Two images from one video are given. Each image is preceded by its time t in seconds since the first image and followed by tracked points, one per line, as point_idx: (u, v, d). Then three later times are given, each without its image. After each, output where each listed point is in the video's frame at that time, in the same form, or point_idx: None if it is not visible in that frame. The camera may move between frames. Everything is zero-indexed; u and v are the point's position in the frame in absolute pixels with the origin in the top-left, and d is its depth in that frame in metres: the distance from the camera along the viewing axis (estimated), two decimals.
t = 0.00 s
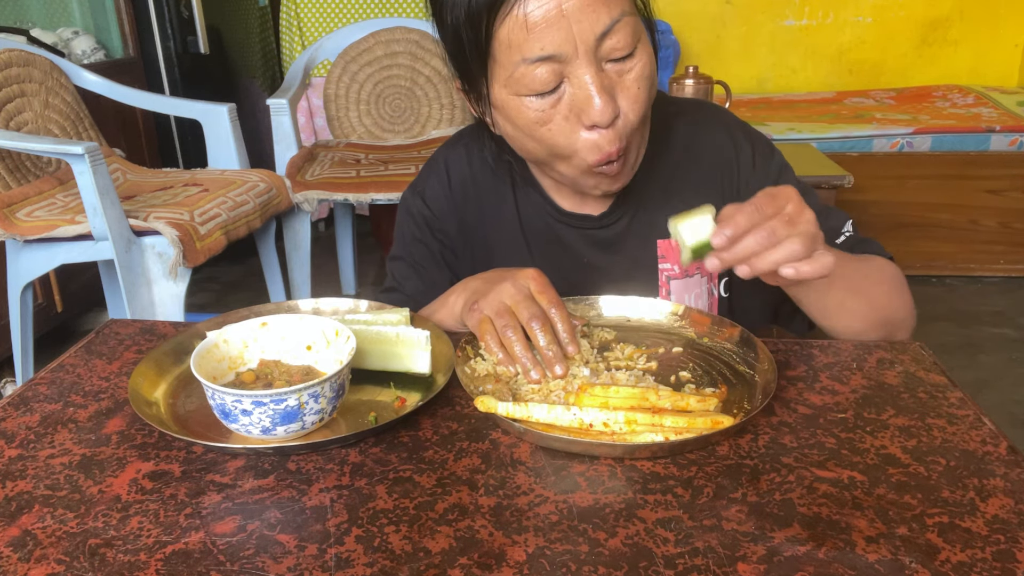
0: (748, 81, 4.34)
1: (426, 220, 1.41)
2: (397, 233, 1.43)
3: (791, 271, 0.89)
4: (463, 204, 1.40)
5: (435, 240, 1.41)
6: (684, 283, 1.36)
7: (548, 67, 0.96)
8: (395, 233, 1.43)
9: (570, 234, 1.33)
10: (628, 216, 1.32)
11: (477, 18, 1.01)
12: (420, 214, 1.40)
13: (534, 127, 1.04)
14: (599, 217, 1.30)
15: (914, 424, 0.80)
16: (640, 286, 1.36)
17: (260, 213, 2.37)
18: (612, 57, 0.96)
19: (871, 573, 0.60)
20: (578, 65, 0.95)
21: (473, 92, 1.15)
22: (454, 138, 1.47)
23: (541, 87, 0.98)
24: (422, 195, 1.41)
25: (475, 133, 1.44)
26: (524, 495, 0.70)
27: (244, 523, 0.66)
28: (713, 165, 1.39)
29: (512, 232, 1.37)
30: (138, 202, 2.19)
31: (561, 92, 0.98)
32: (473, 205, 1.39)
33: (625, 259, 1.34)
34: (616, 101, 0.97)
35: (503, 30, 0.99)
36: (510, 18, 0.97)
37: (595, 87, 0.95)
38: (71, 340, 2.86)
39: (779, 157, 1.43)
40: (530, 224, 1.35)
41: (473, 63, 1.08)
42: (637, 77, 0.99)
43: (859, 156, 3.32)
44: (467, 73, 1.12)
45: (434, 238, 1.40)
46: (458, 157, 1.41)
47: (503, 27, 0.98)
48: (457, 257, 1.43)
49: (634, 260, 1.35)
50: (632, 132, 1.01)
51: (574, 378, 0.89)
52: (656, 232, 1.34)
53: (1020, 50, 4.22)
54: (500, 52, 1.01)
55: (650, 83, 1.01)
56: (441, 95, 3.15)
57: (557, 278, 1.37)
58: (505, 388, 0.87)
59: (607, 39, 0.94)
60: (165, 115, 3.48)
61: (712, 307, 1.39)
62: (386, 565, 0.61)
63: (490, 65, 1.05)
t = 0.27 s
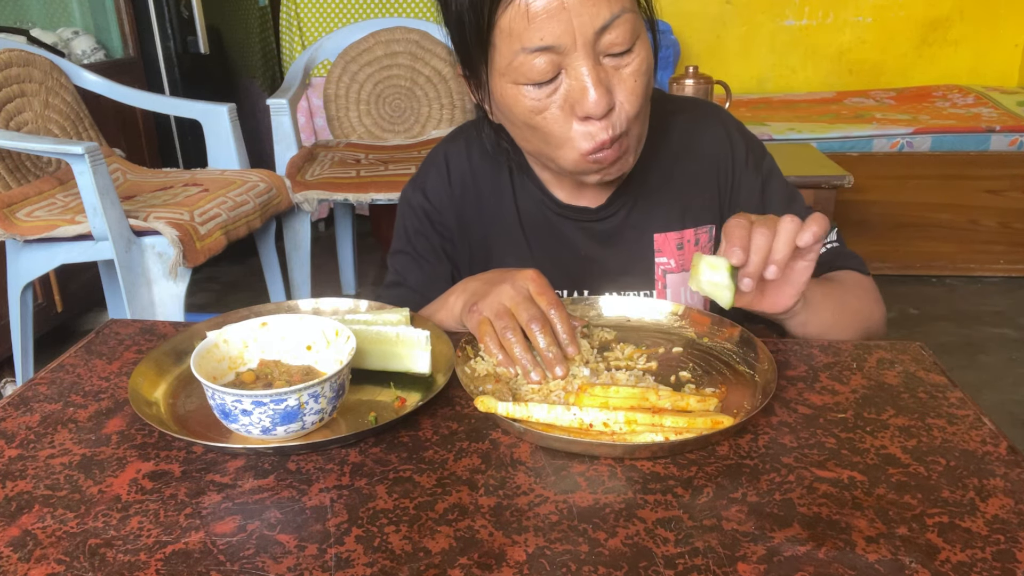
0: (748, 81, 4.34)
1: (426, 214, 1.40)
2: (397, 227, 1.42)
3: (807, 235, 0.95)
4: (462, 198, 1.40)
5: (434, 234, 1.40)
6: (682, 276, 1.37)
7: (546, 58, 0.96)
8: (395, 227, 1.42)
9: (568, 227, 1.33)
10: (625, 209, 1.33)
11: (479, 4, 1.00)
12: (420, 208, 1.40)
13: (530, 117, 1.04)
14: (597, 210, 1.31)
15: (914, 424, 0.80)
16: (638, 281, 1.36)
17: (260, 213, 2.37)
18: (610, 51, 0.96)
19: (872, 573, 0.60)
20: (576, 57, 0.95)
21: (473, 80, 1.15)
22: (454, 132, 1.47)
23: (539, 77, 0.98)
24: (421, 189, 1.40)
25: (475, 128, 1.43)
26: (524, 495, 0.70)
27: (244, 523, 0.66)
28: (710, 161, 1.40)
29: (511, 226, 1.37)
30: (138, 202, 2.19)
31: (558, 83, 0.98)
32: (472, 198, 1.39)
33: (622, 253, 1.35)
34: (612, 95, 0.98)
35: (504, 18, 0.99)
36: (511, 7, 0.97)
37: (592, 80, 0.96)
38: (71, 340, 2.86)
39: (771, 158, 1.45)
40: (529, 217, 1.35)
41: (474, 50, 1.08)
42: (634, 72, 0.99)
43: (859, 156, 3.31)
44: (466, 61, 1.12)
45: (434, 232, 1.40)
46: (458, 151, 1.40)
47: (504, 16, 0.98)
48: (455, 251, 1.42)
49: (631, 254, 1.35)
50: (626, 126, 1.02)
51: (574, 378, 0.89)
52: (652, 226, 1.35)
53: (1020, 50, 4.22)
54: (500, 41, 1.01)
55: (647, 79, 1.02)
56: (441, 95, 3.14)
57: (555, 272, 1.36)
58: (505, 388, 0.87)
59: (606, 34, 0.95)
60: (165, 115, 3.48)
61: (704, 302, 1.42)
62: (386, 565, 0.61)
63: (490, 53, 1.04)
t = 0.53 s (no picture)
0: (748, 81, 4.35)
1: (426, 210, 1.40)
2: (397, 223, 1.42)
3: (811, 233, 0.97)
4: (463, 195, 1.40)
5: (434, 230, 1.40)
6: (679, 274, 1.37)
7: (551, 54, 0.96)
8: (395, 223, 1.42)
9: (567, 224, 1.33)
10: (625, 206, 1.32)
11: None
12: (420, 205, 1.40)
13: (530, 110, 1.04)
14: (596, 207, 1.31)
15: (914, 424, 0.80)
16: (636, 279, 1.36)
17: (260, 213, 2.37)
18: (615, 51, 0.96)
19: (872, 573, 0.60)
20: (580, 55, 0.95)
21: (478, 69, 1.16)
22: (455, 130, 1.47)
23: (543, 72, 0.98)
24: (422, 186, 1.41)
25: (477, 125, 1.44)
26: (524, 495, 0.70)
27: (244, 523, 0.66)
28: (710, 160, 1.40)
29: (511, 222, 1.37)
30: (138, 202, 2.19)
31: (561, 79, 0.98)
32: (472, 195, 1.39)
33: (621, 250, 1.35)
34: (613, 94, 0.98)
35: (511, 12, 0.99)
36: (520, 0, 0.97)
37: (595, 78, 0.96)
38: (71, 340, 2.86)
39: (769, 160, 1.45)
40: (528, 214, 1.35)
41: (481, 41, 1.08)
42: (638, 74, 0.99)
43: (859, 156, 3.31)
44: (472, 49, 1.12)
45: (434, 229, 1.40)
46: (458, 148, 1.41)
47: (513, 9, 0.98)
48: (455, 248, 1.43)
49: (629, 251, 1.35)
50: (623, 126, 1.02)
51: (574, 377, 0.89)
52: (651, 224, 1.35)
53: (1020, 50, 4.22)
54: (506, 34, 1.00)
55: (651, 81, 1.02)
56: (441, 95, 3.14)
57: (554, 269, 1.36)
58: (505, 388, 0.87)
59: (611, 34, 0.95)
60: (165, 115, 3.47)
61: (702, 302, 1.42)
62: (386, 565, 0.61)
63: (496, 45, 1.04)
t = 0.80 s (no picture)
0: (748, 81, 4.35)
1: (433, 199, 1.40)
2: (403, 211, 1.42)
3: (830, 289, 1.01)
4: (470, 185, 1.40)
5: (440, 220, 1.40)
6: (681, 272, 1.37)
7: (566, 53, 0.96)
8: (400, 211, 1.42)
9: (573, 218, 1.33)
10: (631, 202, 1.32)
11: None
12: (427, 193, 1.40)
13: (537, 103, 1.04)
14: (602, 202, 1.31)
15: (914, 424, 0.80)
16: (637, 276, 1.37)
17: (260, 213, 2.37)
18: (628, 58, 0.96)
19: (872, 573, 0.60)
20: (594, 58, 0.95)
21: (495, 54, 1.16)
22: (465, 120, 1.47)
23: (555, 70, 0.98)
24: (430, 174, 1.41)
25: (487, 116, 1.44)
26: (524, 495, 0.70)
27: (244, 523, 0.66)
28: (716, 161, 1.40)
29: (517, 214, 1.37)
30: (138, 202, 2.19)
31: (572, 78, 0.99)
32: (480, 185, 1.39)
33: (625, 245, 1.35)
34: (621, 100, 0.98)
35: (533, 5, 0.99)
36: None
37: (604, 84, 0.96)
38: (71, 340, 2.86)
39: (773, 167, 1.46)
40: (535, 207, 1.35)
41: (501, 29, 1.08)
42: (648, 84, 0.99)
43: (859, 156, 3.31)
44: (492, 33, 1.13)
45: (440, 218, 1.40)
46: (467, 138, 1.41)
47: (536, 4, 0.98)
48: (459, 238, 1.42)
49: (633, 247, 1.35)
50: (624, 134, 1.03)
51: (575, 377, 0.89)
52: (655, 221, 1.35)
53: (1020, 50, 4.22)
54: (526, 26, 1.00)
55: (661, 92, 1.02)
56: (441, 95, 3.13)
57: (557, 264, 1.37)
58: (505, 388, 0.87)
59: (627, 42, 0.95)
60: (165, 115, 3.47)
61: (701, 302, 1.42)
62: (386, 565, 0.61)
63: (514, 37, 1.04)
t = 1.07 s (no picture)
0: (748, 81, 4.35)
1: (450, 179, 1.40)
2: (419, 190, 1.41)
3: (824, 331, 0.99)
4: (488, 167, 1.40)
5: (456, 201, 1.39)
6: (692, 267, 1.38)
7: (585, 39, 0.96)
8: (416, 190, 1.41)
9: (588, 207, 1.34)
10: (648, 193, 1.33)
11: None
12: (444, 173, 1.39)
13: (552, 84, 1.04)
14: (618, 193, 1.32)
15: (914, 424, 0.80)
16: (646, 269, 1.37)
17: (260, 213, 2.37)
18: (646, 53, 0.96)
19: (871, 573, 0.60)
20: (612, 47, 0.95)
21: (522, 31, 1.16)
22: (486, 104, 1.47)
23: (574, 55, 0.98)
24: (449, 155, 1.40)
25: (509, 102, 1.44)
26: (524, 495, 0.70)
27: (244, 523, 0.66)
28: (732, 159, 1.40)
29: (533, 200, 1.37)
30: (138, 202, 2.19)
31: (589, 65, 0.99)
32: (497, 169, 1.39)
33: (638, 236, 1.35)
34: (634, 95, 0.98)
35: None
36: None
37: (619, 75, 0.96)
38: (71, 340, 2.86)
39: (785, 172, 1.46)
40: (551, 194, 1.35)
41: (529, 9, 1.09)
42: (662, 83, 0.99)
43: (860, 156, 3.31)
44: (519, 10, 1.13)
45: (456, 199, 1.39)
46: (488, 122, 1.41)
47: None
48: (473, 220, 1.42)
49: (646, 238, 1.36)
50: (632, 130, 1.03)
51: (575, 377, 0.89)
52: (669, 215, 1.35)
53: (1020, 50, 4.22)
54: (550, 8, 1.01)
55: (675, 92, 1.02)
56: (441, 95, 3.13)
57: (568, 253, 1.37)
58: (505, 388, 0.87)
59: (646, 37, 0.95)
60: (165, 115, 3.47)
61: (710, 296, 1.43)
62: (386, 565, 0.61)
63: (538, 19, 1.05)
